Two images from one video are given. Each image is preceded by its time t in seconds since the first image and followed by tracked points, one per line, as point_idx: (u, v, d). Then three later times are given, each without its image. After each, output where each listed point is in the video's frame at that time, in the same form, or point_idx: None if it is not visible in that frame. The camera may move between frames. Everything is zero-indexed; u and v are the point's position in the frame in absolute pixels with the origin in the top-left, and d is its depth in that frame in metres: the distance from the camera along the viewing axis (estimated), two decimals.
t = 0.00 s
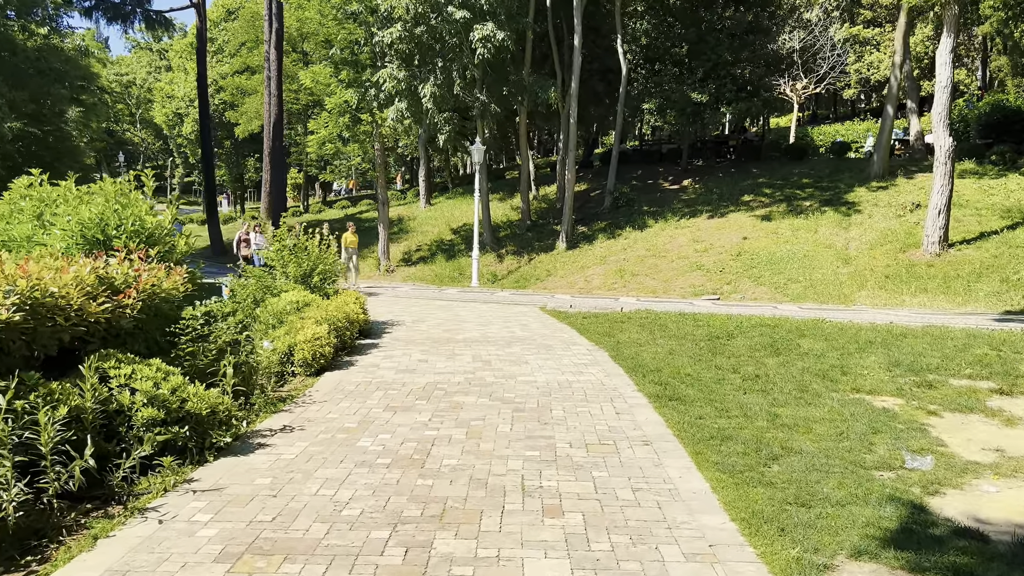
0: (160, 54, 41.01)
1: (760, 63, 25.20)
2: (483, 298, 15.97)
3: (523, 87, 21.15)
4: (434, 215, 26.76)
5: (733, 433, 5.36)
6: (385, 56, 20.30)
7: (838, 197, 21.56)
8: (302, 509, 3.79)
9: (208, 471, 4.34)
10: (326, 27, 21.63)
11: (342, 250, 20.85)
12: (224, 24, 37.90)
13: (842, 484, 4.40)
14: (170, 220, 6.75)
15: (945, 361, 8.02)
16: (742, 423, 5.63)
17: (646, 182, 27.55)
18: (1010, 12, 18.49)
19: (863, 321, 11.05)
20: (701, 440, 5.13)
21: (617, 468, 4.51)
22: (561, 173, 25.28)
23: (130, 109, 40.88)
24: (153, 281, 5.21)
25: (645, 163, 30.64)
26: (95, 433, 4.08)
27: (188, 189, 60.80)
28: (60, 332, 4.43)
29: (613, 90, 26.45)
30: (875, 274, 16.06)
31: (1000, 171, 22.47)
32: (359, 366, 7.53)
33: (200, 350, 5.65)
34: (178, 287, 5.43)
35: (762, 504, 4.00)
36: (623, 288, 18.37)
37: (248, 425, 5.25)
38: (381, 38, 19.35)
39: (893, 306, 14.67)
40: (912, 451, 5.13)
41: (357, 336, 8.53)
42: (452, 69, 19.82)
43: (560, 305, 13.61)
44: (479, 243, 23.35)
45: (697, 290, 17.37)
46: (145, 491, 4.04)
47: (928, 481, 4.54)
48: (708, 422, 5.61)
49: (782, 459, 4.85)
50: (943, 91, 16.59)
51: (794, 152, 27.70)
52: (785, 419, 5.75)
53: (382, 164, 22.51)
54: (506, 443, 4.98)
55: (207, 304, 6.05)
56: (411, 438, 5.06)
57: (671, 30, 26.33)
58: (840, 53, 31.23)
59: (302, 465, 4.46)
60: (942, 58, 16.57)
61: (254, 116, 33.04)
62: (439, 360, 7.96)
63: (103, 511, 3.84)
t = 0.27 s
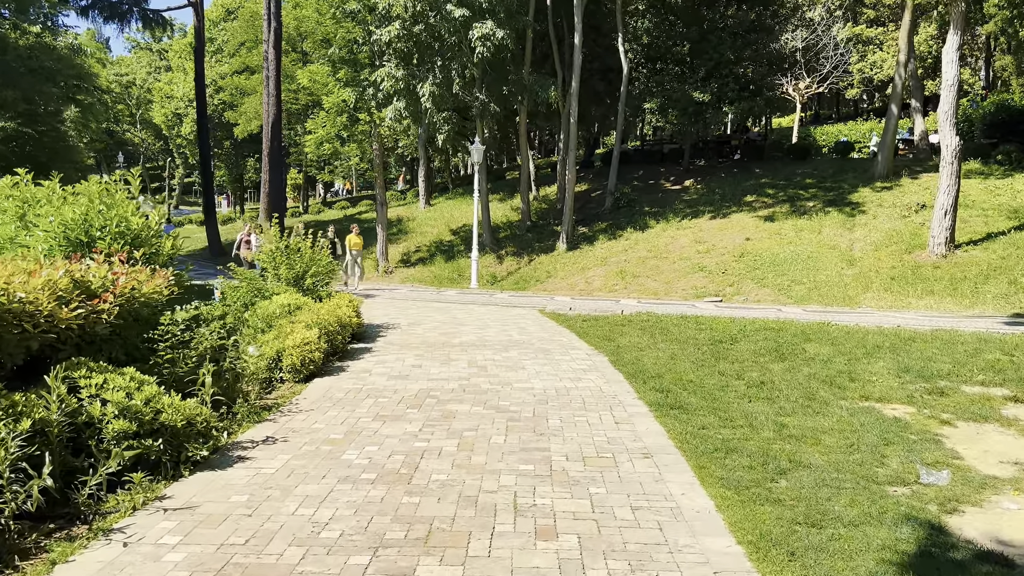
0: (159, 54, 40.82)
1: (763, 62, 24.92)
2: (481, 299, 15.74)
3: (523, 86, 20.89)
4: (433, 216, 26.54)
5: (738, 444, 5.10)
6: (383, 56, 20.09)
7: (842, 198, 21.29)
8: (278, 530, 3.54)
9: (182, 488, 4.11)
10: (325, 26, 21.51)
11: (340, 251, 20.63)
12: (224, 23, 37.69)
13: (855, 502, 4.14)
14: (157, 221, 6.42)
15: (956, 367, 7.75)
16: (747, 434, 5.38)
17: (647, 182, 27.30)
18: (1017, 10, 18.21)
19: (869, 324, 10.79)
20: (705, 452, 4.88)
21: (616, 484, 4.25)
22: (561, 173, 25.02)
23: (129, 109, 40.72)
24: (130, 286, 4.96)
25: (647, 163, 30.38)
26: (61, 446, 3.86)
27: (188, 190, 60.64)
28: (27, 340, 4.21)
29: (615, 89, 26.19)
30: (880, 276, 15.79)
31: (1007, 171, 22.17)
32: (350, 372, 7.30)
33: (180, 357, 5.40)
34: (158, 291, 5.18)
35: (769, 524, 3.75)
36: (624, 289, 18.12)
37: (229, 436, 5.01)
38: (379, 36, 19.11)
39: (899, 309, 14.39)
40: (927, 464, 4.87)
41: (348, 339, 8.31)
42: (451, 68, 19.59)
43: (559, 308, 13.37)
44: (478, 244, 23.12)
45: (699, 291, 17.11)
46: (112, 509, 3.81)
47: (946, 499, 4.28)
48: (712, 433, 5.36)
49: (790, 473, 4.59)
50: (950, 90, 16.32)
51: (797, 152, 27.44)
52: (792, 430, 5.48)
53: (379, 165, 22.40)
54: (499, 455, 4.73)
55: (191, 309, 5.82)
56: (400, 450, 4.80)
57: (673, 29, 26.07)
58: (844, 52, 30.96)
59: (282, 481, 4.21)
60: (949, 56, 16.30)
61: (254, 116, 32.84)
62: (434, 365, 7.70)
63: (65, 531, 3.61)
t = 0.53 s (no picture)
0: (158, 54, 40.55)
1: (766, 60, 24.63)
2: (479, 300, 15.50)
3: (524, 85, 20.61)
4: (433, 216, 26.30)
5: (745, 455, 4.85)
6: (382, 53, 19.83)
7: (847, 197, 21.02)
8: (252, 551, 3.29)
9: (155, 503, 3.87)
10: (324, 24, 21.31)
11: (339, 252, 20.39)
12: (223, 23, 37.41)
13: (872, 519, 3.87)
14: (144, 220, 6.16)
15: (969, 371, 7.49)
16: (755, 443, 5.13)
17: (648, 182, 27.04)
18: None
19: (877, 326, 10.53)
20: (711, 464, 4.63)
21: (616, 499, 4.00)
22: (562, 172, 24.77)
23: (128, 109, 40.48)
24: (109, 288, 4.75)
25: (648, 163, 30.12)
26: (25, 459, 3.61)
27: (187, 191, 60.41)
28: None
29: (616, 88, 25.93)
30: (886, 277, 15.52)
31: (1013, 170, 21.89)
32: (342, 376, 7.05)
33: (160, 363, 5.14)
34: (139, 292, 4.99)
35: (781, 544, 3.50)
36: (625, 290, 17.87)
37: (209, 446, 4.78)
38: (377, 33, 18.87)
39: (906, 311, 14.12)
40: (946, 477, 4.61)
41: (341, 342, 8.08)
42: (451, 66, 19.36)
43: (560, 309, 13.12)
44: (478, 244, 22.88)
45: (701, 292, 16.86)
46: (78, 527, 3.57)
47: (968, 514, 4.01)
48: (717, 442, 5.12)
49: (801, 487, 4.33)
50: (957, 87, 16.05)
51: (800, 151, 27.18)
52: (802, 439, 5.23)
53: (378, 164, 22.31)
54: (493, 467, 4.48)
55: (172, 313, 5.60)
56: (389, 461, 4.55)
57: (675, 27, 25.78)
58: (847, 51, 30.68)
59: (261, 496, 3.96)
60: (956, 53, 16.02)
61: (252, 116, 32.60)
62: (428, 370, 7.44)
63: (24, 552, 3.36)
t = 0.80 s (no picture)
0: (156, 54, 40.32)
1: (769, 58, 24.39)
2: (479, 302, 15.25)
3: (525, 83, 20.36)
4: (432, 216, 26.06)
5: (755, 468, 4.60)
6: (381, 52, 19.59)
7: (852, 197, 20.74)
8: None
9: (127, 522, 3.62)
10: (322, 22, 21.15)
11: (338, 253, 20.16)
12: (223, 22, 37.16)
13: (892, 540, 3.62)
14: (131, 219, 5.93)
15: (984, 377, 7.22)
16: (764, 455, 4.87)
17: (650, 182, 26.77)
18: None
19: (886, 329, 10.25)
20: (719, 478, 4.38)
21: (619, 517, 3.74)
22: (563, 172, 24.51)
23: (128, 110, 40.29)
24: (85, 290, 4.43)
25: (650, 162, 29.85)
26: None
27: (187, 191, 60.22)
28: None
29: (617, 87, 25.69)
30: (892, 278, 15.26)
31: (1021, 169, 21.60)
32: (334, 382, 6.79)
33: (138, 371, 4.88)
34: (119, 293, 4.66)
35: (796, 570, 3.25)
36: (627, 291, 17.61)
37: (189, 458, 4.54)
38: (376, 32, 18.63)
39: (913, 312, 13.85)
40: (968, 492, 4.34)
41: (334, 345, 7.83)
42: (450, 64, 19.11)
43: (560, 311, 12.86)
44: (477, 245, 22.64)
45: (704, 294, 16.59)
46: (40, 549, 3.32)
47: (995, 534, 3.74)
48: (725, 454, 4.87)
49: (815, 504, 4.08)
50: (965, 85, 15.78)
51: (803, 151, 26.91)
52: (814, 451, 4.97)
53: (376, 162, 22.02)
54: (488, 481, 4.23)
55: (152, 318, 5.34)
56: (378, 475, 4.29)
57: (677, 25, 25.50)
58: (851, 49, 30.41)
59: (239, 514, 3.71)
60: (964, 50, 15.75)
61: (251, 115, 32.43)
62: (423, 375, 7.18)
63: None
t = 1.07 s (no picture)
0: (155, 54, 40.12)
1: (772, 56, 24.18)
2: (478, 304, 15.01)
3: (525, 81, 20.12)
4: (432, 217, 25.83)
5: (762, 482, 4.36)
6: (379, 50, 19.37)
7: (856, 197, 20.47)
8: None
9: (92, 543, 3.39)
10: (320, 20, 21.05)
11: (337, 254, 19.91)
12: (222, 22, 37.00)
13: (911, 563, 3.38)
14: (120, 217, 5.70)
15: (997, 382, 6.98)
16: (772, 468, 4.62)
17: (652, 182, 26.51)
18: None
19: (893, 332, 9.99)
20: (725, 494, 4.14)
21: (620, 539, 3.49)
22: (563, 171, 24.26)
23: (127, 110, 40.12)
24: (60, 294, 4.22)
25: (652, 162, 29.60)
26: None
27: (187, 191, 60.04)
28: None
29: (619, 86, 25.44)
30: (899, 279, 14.99)
31: None
32: (324, 387, 6.54)
33: (114, 377, 4.64)
34: (97, 295, 4.47)
35: None
36: (628, 293, 17.36)
37: (165, 471, 4.31)
38: (374, 30, 18.42)
39: (921, 314, 13.58)
40: (989, 508, 4.09)
41: (325, 349, 7.59)
42: (450, 62, 18.89)
43: (559, 314, 12.62)
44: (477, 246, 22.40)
45: (707, 295, 16.34)
46: None
47: (1020, 556, 3.48)
48: (731, 467, 4.63)
49: (828, 523, 3.83)
50: (973, 82, 15.51)
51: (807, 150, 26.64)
52: (825, 463, 4.73)
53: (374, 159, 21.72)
54: (480, 497, 3.98)
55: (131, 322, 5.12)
56: (363, 491, 4.04)
57: (680, 23, 25.20)
58: (854, 48, 30.16)
59: (211, 537, 3.47)
60: (971, 47, 15.48)
61: (251, 115, 32.27)
62: (417, 380, 6.93)
63: None
